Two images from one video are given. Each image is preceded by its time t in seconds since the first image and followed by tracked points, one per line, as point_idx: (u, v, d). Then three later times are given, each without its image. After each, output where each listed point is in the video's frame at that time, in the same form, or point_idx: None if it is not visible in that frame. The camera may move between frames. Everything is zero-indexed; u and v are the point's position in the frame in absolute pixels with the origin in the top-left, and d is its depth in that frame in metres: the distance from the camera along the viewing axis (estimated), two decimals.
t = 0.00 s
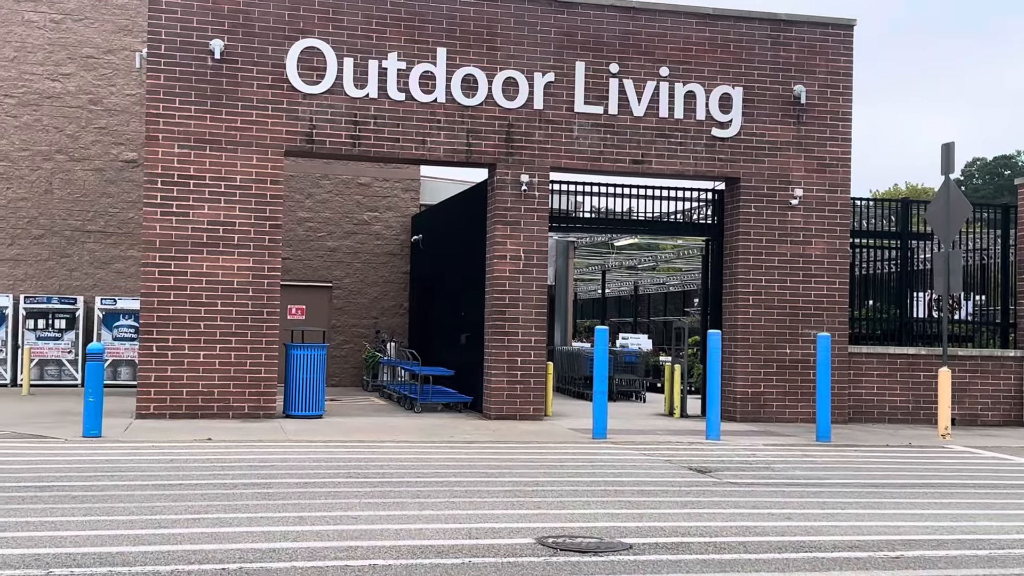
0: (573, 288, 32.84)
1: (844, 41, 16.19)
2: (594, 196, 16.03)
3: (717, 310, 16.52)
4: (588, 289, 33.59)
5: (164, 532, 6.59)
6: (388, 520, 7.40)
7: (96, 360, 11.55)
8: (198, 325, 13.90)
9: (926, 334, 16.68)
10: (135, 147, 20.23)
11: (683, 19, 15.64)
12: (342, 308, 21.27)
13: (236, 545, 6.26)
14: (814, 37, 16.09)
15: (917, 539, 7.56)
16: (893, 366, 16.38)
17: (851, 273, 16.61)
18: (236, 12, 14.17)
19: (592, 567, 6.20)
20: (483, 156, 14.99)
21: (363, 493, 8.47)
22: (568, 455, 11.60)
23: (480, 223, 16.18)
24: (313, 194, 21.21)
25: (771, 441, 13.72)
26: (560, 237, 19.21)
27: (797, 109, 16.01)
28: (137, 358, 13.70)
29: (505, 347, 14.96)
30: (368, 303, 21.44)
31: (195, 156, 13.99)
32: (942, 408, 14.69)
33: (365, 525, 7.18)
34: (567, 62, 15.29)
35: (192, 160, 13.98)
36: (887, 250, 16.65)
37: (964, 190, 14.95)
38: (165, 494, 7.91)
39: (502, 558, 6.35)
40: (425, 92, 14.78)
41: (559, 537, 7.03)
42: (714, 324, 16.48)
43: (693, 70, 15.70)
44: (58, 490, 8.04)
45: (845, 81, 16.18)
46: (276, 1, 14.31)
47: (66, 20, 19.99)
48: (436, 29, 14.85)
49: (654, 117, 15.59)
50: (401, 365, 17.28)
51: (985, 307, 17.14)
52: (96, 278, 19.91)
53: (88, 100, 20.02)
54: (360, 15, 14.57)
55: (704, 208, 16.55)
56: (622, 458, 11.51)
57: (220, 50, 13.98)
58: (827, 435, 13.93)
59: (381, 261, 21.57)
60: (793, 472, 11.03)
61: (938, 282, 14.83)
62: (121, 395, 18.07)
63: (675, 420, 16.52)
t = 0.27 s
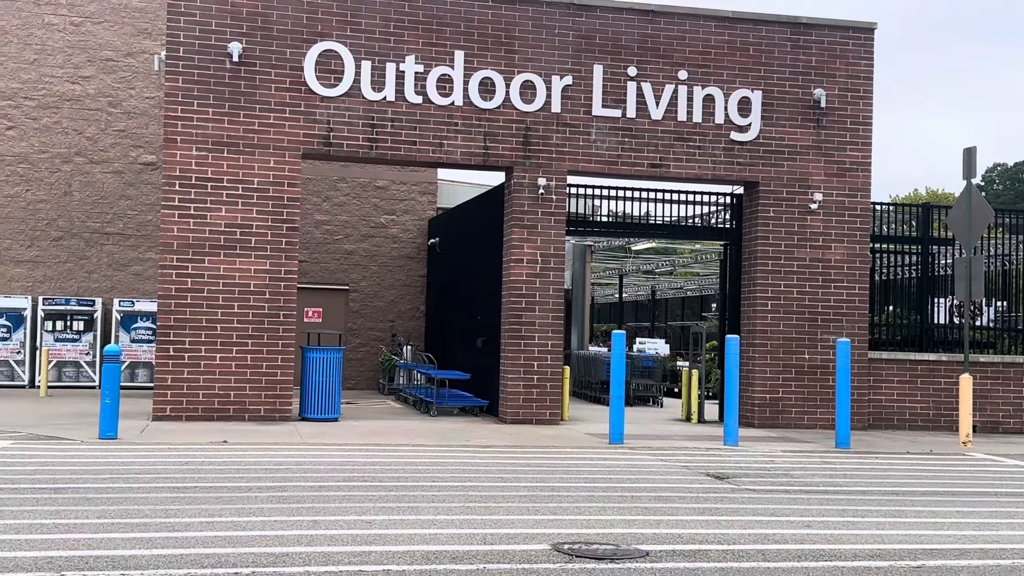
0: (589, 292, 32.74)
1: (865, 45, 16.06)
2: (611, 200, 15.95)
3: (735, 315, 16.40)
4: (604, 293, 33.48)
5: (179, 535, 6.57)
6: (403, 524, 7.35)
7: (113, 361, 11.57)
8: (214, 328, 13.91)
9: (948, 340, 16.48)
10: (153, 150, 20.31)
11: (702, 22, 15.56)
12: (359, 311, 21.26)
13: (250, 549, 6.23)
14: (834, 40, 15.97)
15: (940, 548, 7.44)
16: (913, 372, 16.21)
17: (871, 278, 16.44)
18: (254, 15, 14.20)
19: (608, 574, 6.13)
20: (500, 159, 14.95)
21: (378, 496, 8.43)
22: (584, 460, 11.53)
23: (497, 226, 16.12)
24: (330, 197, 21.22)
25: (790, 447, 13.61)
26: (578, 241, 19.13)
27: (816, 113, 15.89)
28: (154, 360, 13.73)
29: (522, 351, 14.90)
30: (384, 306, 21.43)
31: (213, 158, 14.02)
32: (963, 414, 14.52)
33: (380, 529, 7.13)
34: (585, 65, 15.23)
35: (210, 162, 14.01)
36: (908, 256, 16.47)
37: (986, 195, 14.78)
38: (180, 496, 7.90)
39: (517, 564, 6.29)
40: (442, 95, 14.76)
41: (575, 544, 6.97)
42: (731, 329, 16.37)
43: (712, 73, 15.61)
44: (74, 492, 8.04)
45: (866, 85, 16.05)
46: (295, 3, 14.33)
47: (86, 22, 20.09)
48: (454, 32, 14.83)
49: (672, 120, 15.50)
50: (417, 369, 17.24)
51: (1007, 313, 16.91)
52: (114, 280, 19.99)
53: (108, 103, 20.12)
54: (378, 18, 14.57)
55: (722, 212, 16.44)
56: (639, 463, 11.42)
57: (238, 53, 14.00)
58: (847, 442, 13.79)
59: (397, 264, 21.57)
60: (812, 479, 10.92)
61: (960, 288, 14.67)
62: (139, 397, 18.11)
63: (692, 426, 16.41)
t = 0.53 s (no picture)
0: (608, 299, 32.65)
1: (886, 51, 15.94)
2: (630, 206, 15.89)
3: (754, 323, 16.29)
4: (624, 300, 33.38)
5: (192, 542, 6.57)
6: (417, 533, 7.32)
7: (131, 367, 11.62)
8: (232, 333, 13.95)
9: (970, 349, 16.31)
10: (174, 156, 20.43)
11: (722, 29, 15.49)
12: (377, 317, 21.28)
13: (262, 557, 6.21)
14: (855, 47, 15.85)
15: (961, 561, 7.32)
16: (935, 382, 16.04)
17: (892, 286, 16.30)
18: (274, 22, 14.25)
19: None
20: (519, 166, 14.93)
21: (393, 504, 8.40)
22: (601, 468, 11.46)
23: (515, 233, 16.09)
24: (349, 203, 21.26)
25: (809, 457, 13.48)
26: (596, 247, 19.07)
27: (837, 120, 15.78)
28: (172, 365, 13.78)
29: (539, 358, 14.86)
30: (402, 312, 21.45)
31: (231, 164, 14.07)
32: (985, 424, 14.34)
33: (394, 538, 7.09)
34: (604, 71, 15.19)
35: (229, 168, 14.05)
36: (930, 264, 16.31)
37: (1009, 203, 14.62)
38: (194, 503, 7.90)
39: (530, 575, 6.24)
40: (461, 101, 14.76)
41: (589, 554, 6.91)
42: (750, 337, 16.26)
43: (731, 80, 15.53)
44: (89, 498, 8.07)
45: (887, 92, 15.92)
46: (314, 10, 14.38)
47: (108, 29, 20.25)
48: (472, 39, 14.83)
49: (691, 127, 15.43)
50: (435, 375, 17.23)
51: None
52: (134, 286, 20.12)
53: (129, 109, 20.26)
54: (397, 25, 14.60)
55: (741, 219, 16.34)
56: (656, 472, 11.34)
57: (258, 59, 14.05)
58: (867, 452, 13.65)
59: (416, 270, 21.58)
60: (832, 489, 10.81)
61: (982, 297, 14.50)
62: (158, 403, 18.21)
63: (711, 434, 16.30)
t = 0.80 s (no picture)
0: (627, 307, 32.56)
1: (908, 59, 15.84)
2: (649, 214, 15.85)
3: (774, 332, 16.19)
4: (642, 308, 33.28)
5: (209, 550, 6.59)
6: (432, 542, 7.30)
7: (151, 373, 11.68)
8: (252, 340, 14.00)
9: (993, 359, 16.13)
10: (195, 163, 20.57)
11: (742, 37, 15.44)
12: (396, 324, 21.31)
13: (278, 565, 6.22)
14: (877, 55, 15.76)
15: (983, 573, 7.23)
16: (957, 392, 15.87)
17: (914, 295, 16.18)
18: (294, 30, 14.32)
19: None
20: (538, 173, 14.92)
21: (409, 513, 8.39)
22: (619, 478, 11.41)
23: (534, 240, 16.07)
24: (369, 211, 21.33)
25: (830, 467, 13.37)
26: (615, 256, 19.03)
27: (858, 128, 15.68)
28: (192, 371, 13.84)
29: (557, 366, 14.82)
30: (421, 319, 21.47)
31: (252, 172, 14.14)
32: (1008, 434, 14.17)
33: (410, 546, 7.08)
34: (624, 79, 15.17)
35: (249, 176, 14.12)
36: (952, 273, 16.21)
37: None
38: (211, 510, 7.92)
39: None
40: (480, 109, 14.78)
41: (605, 564, 6.87)
42: (771, 345, 16.15)
43: (752, 88, 15.46)
44: (107, 504, 8.11)
45: (909, 100, 15.82)
46: (334, 18, 14.44)
47: (131, 37, 20.42)
48: (492, 47, 14.84)
49: (711, 135, 15.37)
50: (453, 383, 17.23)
51: None
52: (155, 292, 20.25)
53: (151, 117, 20.41)
54: (417, 33, 14.64)
55: (761, 227, 16.25)
56: (675, 482, 11.27)
57: (278, 67, 14.13)
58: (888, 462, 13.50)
59: (435, 277, 21.60)
60: (852, 500, 10.70)
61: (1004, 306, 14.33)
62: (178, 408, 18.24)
63: (730, 444, 16.19)
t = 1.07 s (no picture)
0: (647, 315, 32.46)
1: (931, 66, 15.72)
2: (669, 223, 15.80)
3: (796, 341, 16.08)
4: (662, 316, 33.17)
5: (228, 558, 6.59)
6: (451, 552, 7.26)
7: (171, 381, 11.73)
8: (272, 348, 14.04)
9: (1017, 369, 16.03)
10: (216, 172, 20.68)
11: (762, 44, 15.38)
12: (415, 332, 21.33)
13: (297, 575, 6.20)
14: (899, 62, 15.66)
15: None
16: (980, 402, 15.71)
17: (936, 304, 16.06)
18: (315, 39, 14.38)
19: None
20: (557, 182, 14.90)
21: (429, 522, 8.35)
22: (639, 487, 11.33)
23: (554, 248, 16.05)
24: (388, 219, 21.37)
25: (852, 478, 13.24)
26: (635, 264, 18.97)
27: (881, 136, 15.57)
28: (212, 379, 13.89)
29: (577, 375, 14.77)
30: (440, 327, 21.47)
31: (272, 180, 14.19)
32: None
33: (429, 556, 7.04)
34: (643, 87, 15.13)
35: (269, 184, 14.17)
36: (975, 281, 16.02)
37: None
38: (231, 519, 7.92)
39: None
40: (499, 117, 14.78)
41: None
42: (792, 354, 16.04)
43: (773, 95, 15.39)
44: (127, 512, 8.12)
45: (932, 107, 15.70)
46: (354, 27, 14.49)
47: (153, 46, 20.57)
48: (511, 55, 14.85)
49: (731, 143, 15.31)
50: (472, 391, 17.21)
51: None
52: (176, 300, 20.37)
53: (173, 126, 20.55)
54: (436, 42, 14.67)
55: (782, 236, 16.15)
56: (695, 492, 11.19)
57: (299, 76, 14.19)
58: (911, 473, 13.36)
59: (454, 285, 21.60)
60: (875, 511, 10.58)
61: None
62: (198, 416, 18.35)
63: (751, 453, 16.08)
